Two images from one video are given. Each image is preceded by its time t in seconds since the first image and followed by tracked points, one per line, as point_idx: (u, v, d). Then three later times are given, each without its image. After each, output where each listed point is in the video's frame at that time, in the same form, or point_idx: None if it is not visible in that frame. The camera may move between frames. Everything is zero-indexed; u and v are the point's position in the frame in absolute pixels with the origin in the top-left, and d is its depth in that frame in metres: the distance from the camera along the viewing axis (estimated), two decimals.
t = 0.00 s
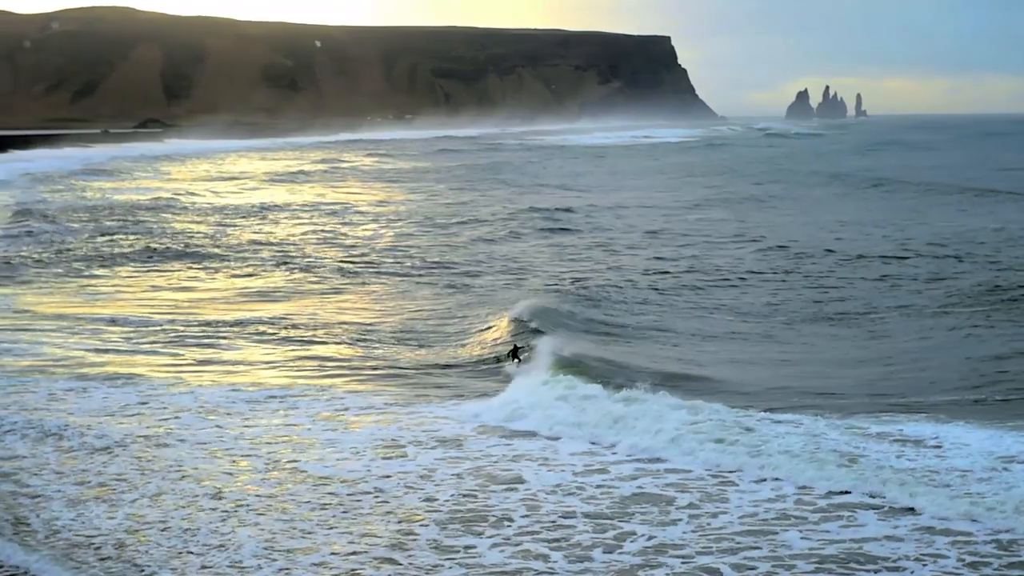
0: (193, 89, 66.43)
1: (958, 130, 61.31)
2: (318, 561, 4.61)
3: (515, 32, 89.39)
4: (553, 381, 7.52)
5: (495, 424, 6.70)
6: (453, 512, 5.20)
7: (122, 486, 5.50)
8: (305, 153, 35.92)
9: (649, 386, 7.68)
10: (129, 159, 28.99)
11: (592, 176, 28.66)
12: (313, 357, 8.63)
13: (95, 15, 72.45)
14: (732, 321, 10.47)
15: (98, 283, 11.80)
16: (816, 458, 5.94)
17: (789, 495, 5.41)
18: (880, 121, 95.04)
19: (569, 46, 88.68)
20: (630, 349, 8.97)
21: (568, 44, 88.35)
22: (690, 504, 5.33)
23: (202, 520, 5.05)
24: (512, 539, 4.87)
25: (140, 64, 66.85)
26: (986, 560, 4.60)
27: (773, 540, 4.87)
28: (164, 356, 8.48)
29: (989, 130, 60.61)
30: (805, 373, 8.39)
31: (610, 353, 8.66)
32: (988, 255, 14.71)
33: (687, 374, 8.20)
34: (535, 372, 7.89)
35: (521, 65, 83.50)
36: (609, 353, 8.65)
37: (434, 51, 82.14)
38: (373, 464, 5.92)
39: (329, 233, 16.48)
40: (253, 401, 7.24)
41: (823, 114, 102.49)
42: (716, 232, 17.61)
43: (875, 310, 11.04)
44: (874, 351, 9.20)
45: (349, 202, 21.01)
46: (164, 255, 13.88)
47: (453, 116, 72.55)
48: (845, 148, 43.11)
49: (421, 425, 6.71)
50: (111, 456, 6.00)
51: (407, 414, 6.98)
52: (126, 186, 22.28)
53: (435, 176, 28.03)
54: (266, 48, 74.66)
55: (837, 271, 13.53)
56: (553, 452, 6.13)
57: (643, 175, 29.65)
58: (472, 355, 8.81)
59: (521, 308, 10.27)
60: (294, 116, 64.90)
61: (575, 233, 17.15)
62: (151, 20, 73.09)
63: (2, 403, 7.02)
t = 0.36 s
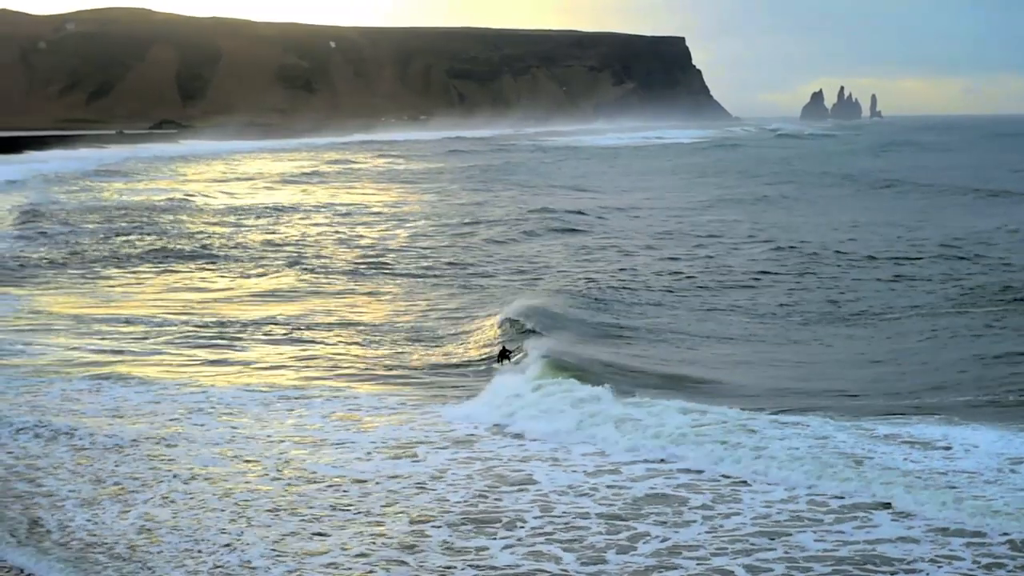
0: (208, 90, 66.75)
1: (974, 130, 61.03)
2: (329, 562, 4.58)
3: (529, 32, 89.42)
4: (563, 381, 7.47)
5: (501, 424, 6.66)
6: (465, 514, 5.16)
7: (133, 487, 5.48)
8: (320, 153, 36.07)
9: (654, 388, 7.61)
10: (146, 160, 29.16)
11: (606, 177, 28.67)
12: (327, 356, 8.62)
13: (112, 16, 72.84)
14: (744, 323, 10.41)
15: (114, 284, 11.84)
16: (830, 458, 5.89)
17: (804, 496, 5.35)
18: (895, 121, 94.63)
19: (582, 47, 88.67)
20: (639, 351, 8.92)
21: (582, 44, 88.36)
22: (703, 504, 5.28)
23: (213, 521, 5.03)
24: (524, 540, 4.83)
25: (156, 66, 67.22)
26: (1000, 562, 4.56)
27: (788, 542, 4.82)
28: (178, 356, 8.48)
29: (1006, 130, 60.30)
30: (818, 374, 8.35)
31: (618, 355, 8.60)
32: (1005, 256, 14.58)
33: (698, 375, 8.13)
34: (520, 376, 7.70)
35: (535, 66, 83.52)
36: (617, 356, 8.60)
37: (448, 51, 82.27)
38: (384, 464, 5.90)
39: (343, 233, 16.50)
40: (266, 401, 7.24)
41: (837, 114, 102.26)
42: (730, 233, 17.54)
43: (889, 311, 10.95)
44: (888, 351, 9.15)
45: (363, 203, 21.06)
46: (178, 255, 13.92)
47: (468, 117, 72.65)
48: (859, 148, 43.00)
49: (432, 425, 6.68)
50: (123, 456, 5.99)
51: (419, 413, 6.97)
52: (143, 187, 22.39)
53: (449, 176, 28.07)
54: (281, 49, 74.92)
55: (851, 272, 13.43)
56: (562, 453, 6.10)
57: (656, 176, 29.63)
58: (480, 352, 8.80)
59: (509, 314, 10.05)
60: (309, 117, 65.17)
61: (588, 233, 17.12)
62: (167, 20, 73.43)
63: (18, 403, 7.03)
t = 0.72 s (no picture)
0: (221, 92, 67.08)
1: (987, 131, 60.79)
2: (337, 564, 4.55)
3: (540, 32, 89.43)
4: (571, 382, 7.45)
5: (508, 424, 6.63)
6: (474, 514, 5.13)
7: (142, 488, 5.47)
8: (332, 153, 36.22)
9: (664, 390, 7.56)
10: (160, 160, 29.28)
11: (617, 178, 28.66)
12: (339, 356, 8.62)
13: (125, 16, 73.15)
14: (755, 324, 10.35)
15: (128, 285, 11.88)
16: (841, 460, 5.84)
17: (815, 497, 5.31)
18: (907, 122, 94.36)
19: (594, 47, 88.63)
20: (649, 354, 8.86)
21: (594, 45, 88.30)
22: (714, 505, 5.24)
23: (221, 521, 5.03)
24: (534, 541, 4.80)
25: (169, 67, 67.62)
26: (1014, 564, 4.51)
27: (800, 543, 4.78)
28: (190, 356, 8.50)
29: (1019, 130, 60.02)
30: (829, 375, 8.30)
31: (625, 359, 8.56)
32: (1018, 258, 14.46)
33: (708, 377, 8.06)
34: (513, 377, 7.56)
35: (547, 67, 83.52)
36: (624, 359, 8.56)
37: (460, 52, 82.39)
38: (393, 465, 5.88)
39: (355, 234, 16.52)
40: (277, 401, 7.24)
41: (850, 115, 101.96)
42: (741, 234, 17.48)
43: (901, 312, 10.87)
44: (899, 351, 9.10)
45: (374, 203, 21.10)
46: (192, 256, 13.96)
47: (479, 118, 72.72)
48: (871, 149, 42.87)
49: (441, 425, 6.67)
50: (136, 456, 5.98)
51: (429, 413, 6.96)
52: (156, 188, 22.50)
53: (460, 177, 28.12)
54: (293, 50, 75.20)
55: (863, 273, 13.35)
56: (569, 453, 6.07)
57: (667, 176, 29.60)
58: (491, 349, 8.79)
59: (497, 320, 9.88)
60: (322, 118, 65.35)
61: (599, 235, 17.10)
62: (180, 21, 73.70)
63: (30, 403, 7.04)
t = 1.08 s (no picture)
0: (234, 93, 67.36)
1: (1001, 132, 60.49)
2: (347, 565, 4.53)
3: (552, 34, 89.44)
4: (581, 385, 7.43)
5: (515, 423, 6.62)
6: (486, 516, 5.10)
7: (153, 488, 5.46)
8: (345, 154, 36.31)
9: (674, 392, 7.52)
10: (172, 162, 29.34)
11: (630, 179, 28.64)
12: (351, 357, 8.62)
13: (139, 16, 73.45)
14: (765, 326, 10.29)
15: (141, 285, 11.89)
16: (854, 461, 5.80)
17: (830, 498, 5.27)
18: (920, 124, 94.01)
19: (606, 48, 88.60)
20: (658, 356, 8.82)
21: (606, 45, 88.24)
22: (726, 506, 5.20)
23: (232, 522, 5.01)
24: (546, 543, 4.77)
25: (182, 68, 67.96)
26: None
27: (814, 544, 4.73)
28: (203, 356, 8.49)
29: None
30: (840, 376, 8.24)
31: (634, 361, 8.51)
32: None
33: (718, 379, 8.02)
34: (518, 379, 7.50)
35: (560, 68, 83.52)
36: (632, 361, 8.52)
37: (473, 53, 82.47)
38: (403, 465, 5.87)
39: (367, 235, 16.51)
40: (288, 400, 7.24)
41: (862, 116, 101.73)
42: (753, 235, 17.41)
43: (913, 313, 10.79)
44: (911, 352, 9.02)
45: (386, 204, 21.13)
46: (204, 257, 13.96)
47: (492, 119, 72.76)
48: (883, 151, 42.68)
49: (450, 425, 6.65)
50: (147, 456, 5.98)
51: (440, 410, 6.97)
52: (169, 189, 22.53)
53: (472, 178, 28.16)
54: (306, 51, 75.47)
55: (874, 275, 13.27)
56: (579, 453, 6.05)
57: (679, 177, 29.55)
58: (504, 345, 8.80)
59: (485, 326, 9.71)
60: (334, 120, 65.55)
61: (611, 235, 17.05)
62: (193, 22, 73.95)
63: (43, 404, 7.04)
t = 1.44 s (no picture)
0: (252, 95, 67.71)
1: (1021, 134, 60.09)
2: (363, 566, 4.51)
3: (569, 35, 89.39)
4: (598, 389, 7.41)
5: (527, 422, 6.58)
6: (501, 517, 5.07)
7: (168, 489, 5.44)
8: (361, 156, 36.42)
9: (690, 395, 7.47)
10: (190, 163, 29.46)
11: (646, 180, 28.58)
12: (368, 358, 8.60)
13: (157, 19, 73.88)
14: (781, 328, 10.21)
15: (158, 286, 11.92)
16: (874, 463, 5.74)
17: (849, 499, 5.21)
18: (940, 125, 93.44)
19: (623, 50, 88.47)
20: (673, 358, 8.75)
21: (623, 47, 88.11)
22: (744, 508, 5.14)
23: (247, 523, 4.99)
24: (563, 545, 4.73)
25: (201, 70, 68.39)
26: None
27: (833, 547, 4.67)
28: (222, 357, 8.49)
29: None
30: (858, 377, 8.18)
31: (649, 364, 8.46)
32: None
33: (734, 382, 7.96)
34: (533, 380, 7.45)
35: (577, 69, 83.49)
36: (647, 364, 8.47)
37: (490, 55, 82.57)
38: (418, 466, 5.84)
39: (384, 236, 16.52)
40: (305, 401, 7.24)
41: (879, 118, 101.24)
42: (771, 236, 17.32)
43: (931, 315, 10.69)
44: (928, 353, 8.94)
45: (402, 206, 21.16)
46: (222, 258, 13.99)
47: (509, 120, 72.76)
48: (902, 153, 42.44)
49: (465, 425, 6.62)
50: (162, 457, 5.97)
51: (456, 409, 6.96)
52: (187, 190, 22.61)
53: (488, 179, 28.16)
54: (324, 53, 75.78)
55: (892, 277, 13.17)
56: (593, 453, 6.01)
57: (697, 179, 29.45)
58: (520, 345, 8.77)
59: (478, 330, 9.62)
60: (352, 121, 65.66)
61: (629, 237, 16.99)
62: (211, 24, 74.33)
63: (61, 403, 7.06)
